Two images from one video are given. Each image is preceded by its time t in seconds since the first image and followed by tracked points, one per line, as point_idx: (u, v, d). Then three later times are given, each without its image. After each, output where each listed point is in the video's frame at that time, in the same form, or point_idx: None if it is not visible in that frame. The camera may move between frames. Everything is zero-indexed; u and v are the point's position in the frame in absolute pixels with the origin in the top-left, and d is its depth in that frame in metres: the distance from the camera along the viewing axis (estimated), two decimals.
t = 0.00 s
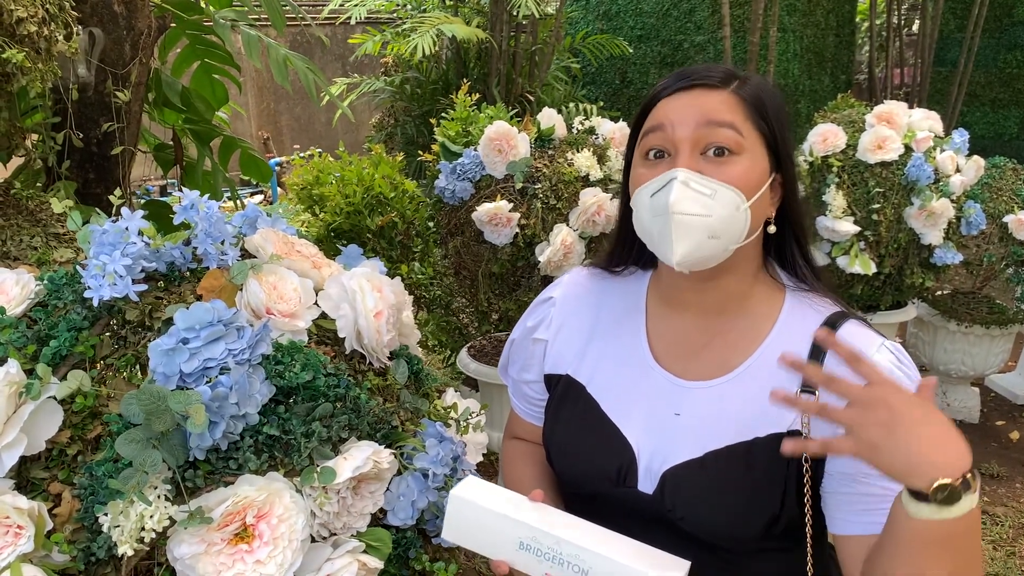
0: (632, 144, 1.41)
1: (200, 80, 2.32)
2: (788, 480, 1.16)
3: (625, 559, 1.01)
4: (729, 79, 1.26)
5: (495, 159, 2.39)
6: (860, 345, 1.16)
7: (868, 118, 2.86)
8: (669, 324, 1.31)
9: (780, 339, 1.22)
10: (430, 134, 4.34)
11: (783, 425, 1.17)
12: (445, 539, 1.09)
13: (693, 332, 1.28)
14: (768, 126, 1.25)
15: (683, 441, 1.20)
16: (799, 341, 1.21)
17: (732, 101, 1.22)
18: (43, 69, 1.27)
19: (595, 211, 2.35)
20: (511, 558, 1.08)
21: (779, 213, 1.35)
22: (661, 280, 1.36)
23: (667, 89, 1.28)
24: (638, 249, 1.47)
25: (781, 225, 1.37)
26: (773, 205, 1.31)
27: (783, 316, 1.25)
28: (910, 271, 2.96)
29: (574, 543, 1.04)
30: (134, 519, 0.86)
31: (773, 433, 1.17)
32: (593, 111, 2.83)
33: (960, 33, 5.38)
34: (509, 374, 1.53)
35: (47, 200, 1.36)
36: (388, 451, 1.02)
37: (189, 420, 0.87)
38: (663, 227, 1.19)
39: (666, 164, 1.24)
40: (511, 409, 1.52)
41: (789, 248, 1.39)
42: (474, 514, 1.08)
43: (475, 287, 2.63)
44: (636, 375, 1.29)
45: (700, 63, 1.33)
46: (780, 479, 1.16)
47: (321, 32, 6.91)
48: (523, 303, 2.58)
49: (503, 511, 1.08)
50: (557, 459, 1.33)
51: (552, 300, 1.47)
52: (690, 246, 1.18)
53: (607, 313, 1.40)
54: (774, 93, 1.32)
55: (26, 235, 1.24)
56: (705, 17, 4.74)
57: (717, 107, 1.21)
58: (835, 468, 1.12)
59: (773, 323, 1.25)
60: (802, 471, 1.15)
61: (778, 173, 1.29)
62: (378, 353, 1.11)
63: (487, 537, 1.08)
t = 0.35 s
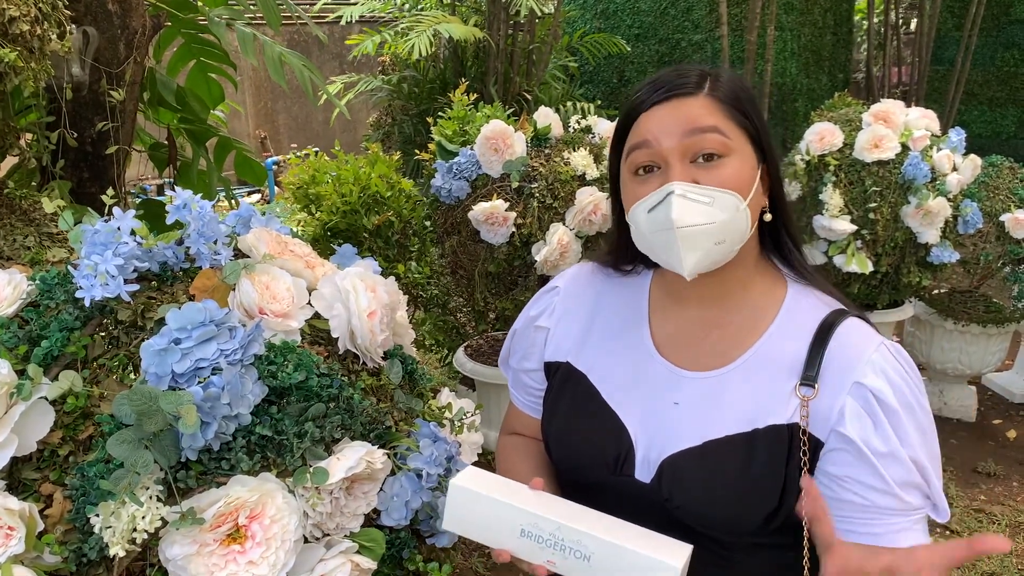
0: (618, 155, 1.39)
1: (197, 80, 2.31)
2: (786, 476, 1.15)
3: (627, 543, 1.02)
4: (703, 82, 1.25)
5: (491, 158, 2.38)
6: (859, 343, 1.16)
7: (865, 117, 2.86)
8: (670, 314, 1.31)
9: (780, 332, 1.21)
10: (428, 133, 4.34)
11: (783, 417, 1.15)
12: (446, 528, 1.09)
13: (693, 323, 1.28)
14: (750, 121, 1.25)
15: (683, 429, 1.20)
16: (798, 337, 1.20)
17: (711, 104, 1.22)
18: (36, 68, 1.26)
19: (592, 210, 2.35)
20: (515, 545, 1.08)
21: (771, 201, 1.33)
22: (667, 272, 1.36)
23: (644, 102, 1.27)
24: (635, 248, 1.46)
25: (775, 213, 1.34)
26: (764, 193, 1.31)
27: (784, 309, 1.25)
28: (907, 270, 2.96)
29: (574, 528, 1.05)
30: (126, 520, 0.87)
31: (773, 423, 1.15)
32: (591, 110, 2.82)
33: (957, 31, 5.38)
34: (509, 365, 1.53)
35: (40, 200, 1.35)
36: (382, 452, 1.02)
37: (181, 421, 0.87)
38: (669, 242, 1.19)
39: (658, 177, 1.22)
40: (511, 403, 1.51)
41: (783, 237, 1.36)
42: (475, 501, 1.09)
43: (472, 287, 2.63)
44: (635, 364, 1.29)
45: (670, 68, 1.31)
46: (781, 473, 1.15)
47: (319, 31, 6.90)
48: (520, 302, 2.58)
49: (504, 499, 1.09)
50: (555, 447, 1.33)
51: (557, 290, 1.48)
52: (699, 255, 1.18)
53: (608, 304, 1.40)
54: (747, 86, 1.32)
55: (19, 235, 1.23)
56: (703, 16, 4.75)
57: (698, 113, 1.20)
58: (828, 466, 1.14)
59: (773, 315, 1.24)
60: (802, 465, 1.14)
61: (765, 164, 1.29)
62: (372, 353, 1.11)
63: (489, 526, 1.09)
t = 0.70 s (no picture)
0: (618, 160, 1.39)
1: (193, 82, 2.31)
2: (780, 476, 1.16)
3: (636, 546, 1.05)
4: (706, 90, 1.25)
5: (487, 159, 2.39)
6: (855, 344, 1.17)
7: (860, 118, 2.86)
8: (667, 316, 1.32)
9: (778, 338, 1.22)
10: (424, 134, 4.34)
11: (782, 422, 1.16)
12: (450, 525, 1.09)
13: (690, 325, 1.28)
14: (751, 130, 1.25)
15: (677, 430, 1.21)
16: (796, 342, 1.21)
17: (713, 114, 1.22)
18: (31, 71, 1.26)
19: (587, 211, 2.36)
20: (520, 545, 1.10)
21: (771, 209, 1.34)
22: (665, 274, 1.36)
23: (645, 111, 1.27)
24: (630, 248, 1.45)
25: (775, 220, 1.35)
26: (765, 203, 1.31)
27: (782, 315, 1.25)
28: (902, 270, 2.97)
29: (584, 531, 1.07)
30: (121, 521, 0.87)
31: (771, 430, 1.16)
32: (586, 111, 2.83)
33: (953, 31, 5.40)
34: (506, 361, 1.53)
35: (36, 202, 1.35)
36: (377, 453, 1.03)
37: (176, 423, 0.87)
38: (671, 253, 1.19)
39: (659, 187, 1.23)
40: (504, 396, 1.52)
41: (781, 242, 1.36)
42: (481, 501, 1.09)
43: (469, 288, 2.64)
44: (631, 364, 1.30)
45: (672, 74, 1.31)
46: (774, 475, 1.16)
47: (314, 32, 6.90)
48: (516, 303, 2.59)
49: (511, 499, 1.10)
50: (551, 445, 1.34)
51: (555, 287, 1.48)
52: (700, 267, 1.19)
53: (605, 305, 1.40)
54: (748, 95, 1.32)
55: (14, 237, 1.23)
56: (699, 16, 4.77)
57: (700, 123, 1.20)
58: (840, 471, 1.15)
59: (773, 320, 1.25)
60: (800, 469, 1.15)
61: (765, 172, 1.29)
62: (368, 354, 1.11)
63: (495, 525, 1.10)
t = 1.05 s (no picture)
0: (616, 152, 1.40)
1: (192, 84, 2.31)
2: (781, 476, 1.17)
3: (636, 551, 1.04)
4: (706, 84, 1.26)
5: (485, 160, 2.39)
6: (851, 337, 1.18)
7: (857, 118, 2.87)
8: (661, 318, 1.32)
9: (773, 336, 1.22)
10: (422, 136, 4.35)
11: (782, 420, 1.17)
12: (450, 537, 1.09)
13: (686, 326, 1.28)
14: (750, 125, 1.26)
15: (676, 433, 1.21)
16: (792, 341, 1.22)
17: (713, 106, 1.22)
18: (29, 73, 1.27)
19: (585, 212, 2.36)
20: (520, 554, 1.09)
21: (764, 207, 1.34)
22: (657, 276, 1.37)
23: (645, 100, 1.27)
24: (628, 248, 1.46)
25: (768, 215, 1.34)
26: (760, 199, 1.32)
27: (776, 312, 1.26)
28: (900, 270, 2.98)
29: (583, 537, 1.06)
30: (121, 523, 0.87)
31: (771, 427, 1.17)
32: (584, 112, 2.84)
33: (949, 32, 5.41)
34: (498, 368, 1.52)
35: (35, 205, 1.35)
36: (375, 454, 1.03)
37: (175, 424, 0.87)
38: (664, 238, 1.20)
39: (655, 174, 1.23)
40: (498, 404, 1.52)
41: (771, 241, 1.37)
42: (480, 511, 1.09)
43: (467, 289, 2.65)
44: (627, 368, 1.30)
45: (674, 66, 1.32)
46: (774, 473, 1.16)
47: (312, 34, 6.90)
48: (514, 304, 2.60)
49: (510, 509, 1.10)
50: (549, 456, 1.32)
51: (546, 294, 1.48)
52: (691, 253, 1.19)
53: (599, 309, 1.40)
54: (748, 91, 1.33)
55: (13, 240, 1.23)
56: (696, 18, 4.79)
57: (699, 114, 1.21)
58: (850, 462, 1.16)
59: (767, 318, 1.25)
60: (802, 465, 1.16)
61: (762, 168, 1.29)
62: (366, 356, 1.11)
63: (495, 535, 1.10)
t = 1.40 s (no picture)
0: (609, 149, 1.40)
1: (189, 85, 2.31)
2: (781, 471, 1.17)
3: (635, 551, 1.05)
4: (699, 83, 1.25)
5: (483, 160, 2.39)
6: (843, 333, 1.19)
7: (854, 117, 2.87)
8: (655, 318, 1.32)
9: (768, 333, 1.23)
10: (419, 136, 4.35)
11: (779, 416, 1.17)
12: (450, 545, 1.10)
13: (680, 325, 1.28)
14: (742, 127, 1.26)
15: (675, 434, 1.20)
16: (787, 338, 1.22)
17: (704, 108, 1.22)
18: (26, 74, 1.27)
19: (582, 212, 2.35)
20: (523, 560, 1.11)
21: (757, 207, 1.34)
22: (646, 276, 1.37)
23: (638, 100, 1.27)
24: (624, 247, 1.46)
25: (761, 215, 1.35)
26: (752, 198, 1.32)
27: (770, 308, 1.26)
28: (897, 269, 2.98)
29: (585, 541, 1.07)
30: (119, 523, 0.87)
31: (769, 424, 1.17)
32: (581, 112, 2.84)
33: (945, 32, 5.43)
34: (491, 375, 1.51)
35: (32, 205, 1.35)
36: (375, 454, 1.03)
37: (174, 424, 0.87)
38: (652, 240, 1.20)
39: (646, 177, 1.24)
40: (491, 410, 1.51)
41: (765, 242, 1.38)
42: (479, 520, 1.10)
43: (465, 289, 2.65)
44: (624, 369, 1.29)
45: (668, 65, 1.31)
46: (774, 471, 1.17)
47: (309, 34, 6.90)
48: (512, 304, 2.60)
49: (511, 515, 1.11)
50: (546, 459, 1.32)
51: (537, 298, 1.46)
52: (680, 256, 1.20)
53: (593, 310, 1.39)
54: (743, 88, 1.32)
55: (10, 240, 1.23)
56: (692, 18, 4.81)
57: (690, 117, 1.20)
58: (848, 460, 1.16)
59: (761, 315, 1.26)
60: (803, 460, 1.16)
61: (754, 169, 1.29)
62: (364, 355, 1.11)
63: (497, 542, 1.11)
